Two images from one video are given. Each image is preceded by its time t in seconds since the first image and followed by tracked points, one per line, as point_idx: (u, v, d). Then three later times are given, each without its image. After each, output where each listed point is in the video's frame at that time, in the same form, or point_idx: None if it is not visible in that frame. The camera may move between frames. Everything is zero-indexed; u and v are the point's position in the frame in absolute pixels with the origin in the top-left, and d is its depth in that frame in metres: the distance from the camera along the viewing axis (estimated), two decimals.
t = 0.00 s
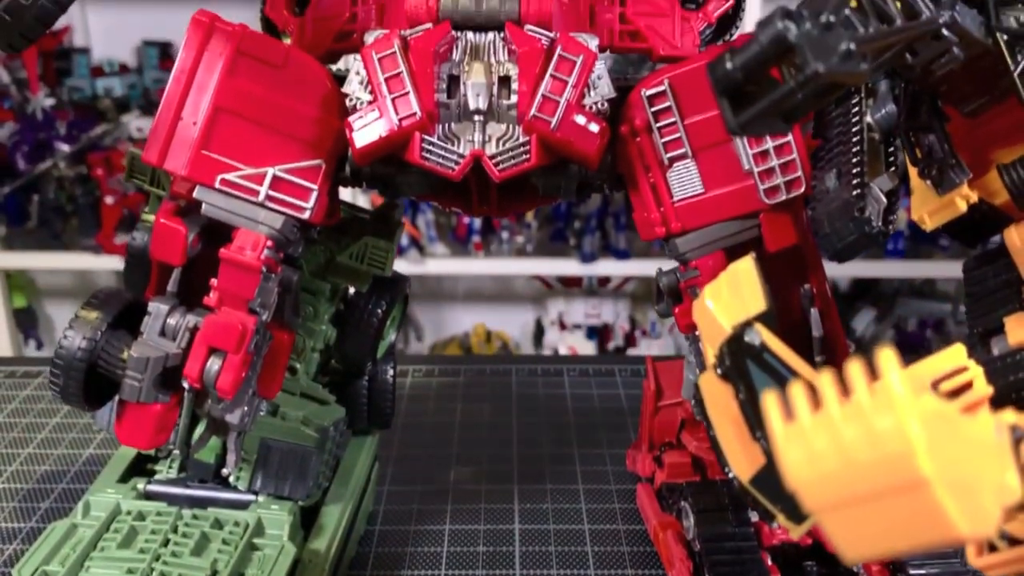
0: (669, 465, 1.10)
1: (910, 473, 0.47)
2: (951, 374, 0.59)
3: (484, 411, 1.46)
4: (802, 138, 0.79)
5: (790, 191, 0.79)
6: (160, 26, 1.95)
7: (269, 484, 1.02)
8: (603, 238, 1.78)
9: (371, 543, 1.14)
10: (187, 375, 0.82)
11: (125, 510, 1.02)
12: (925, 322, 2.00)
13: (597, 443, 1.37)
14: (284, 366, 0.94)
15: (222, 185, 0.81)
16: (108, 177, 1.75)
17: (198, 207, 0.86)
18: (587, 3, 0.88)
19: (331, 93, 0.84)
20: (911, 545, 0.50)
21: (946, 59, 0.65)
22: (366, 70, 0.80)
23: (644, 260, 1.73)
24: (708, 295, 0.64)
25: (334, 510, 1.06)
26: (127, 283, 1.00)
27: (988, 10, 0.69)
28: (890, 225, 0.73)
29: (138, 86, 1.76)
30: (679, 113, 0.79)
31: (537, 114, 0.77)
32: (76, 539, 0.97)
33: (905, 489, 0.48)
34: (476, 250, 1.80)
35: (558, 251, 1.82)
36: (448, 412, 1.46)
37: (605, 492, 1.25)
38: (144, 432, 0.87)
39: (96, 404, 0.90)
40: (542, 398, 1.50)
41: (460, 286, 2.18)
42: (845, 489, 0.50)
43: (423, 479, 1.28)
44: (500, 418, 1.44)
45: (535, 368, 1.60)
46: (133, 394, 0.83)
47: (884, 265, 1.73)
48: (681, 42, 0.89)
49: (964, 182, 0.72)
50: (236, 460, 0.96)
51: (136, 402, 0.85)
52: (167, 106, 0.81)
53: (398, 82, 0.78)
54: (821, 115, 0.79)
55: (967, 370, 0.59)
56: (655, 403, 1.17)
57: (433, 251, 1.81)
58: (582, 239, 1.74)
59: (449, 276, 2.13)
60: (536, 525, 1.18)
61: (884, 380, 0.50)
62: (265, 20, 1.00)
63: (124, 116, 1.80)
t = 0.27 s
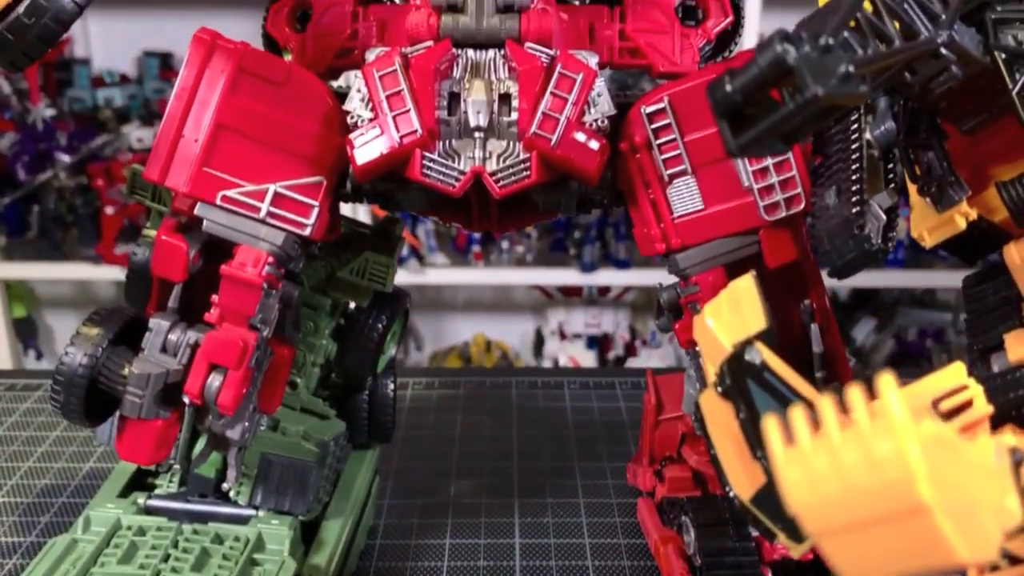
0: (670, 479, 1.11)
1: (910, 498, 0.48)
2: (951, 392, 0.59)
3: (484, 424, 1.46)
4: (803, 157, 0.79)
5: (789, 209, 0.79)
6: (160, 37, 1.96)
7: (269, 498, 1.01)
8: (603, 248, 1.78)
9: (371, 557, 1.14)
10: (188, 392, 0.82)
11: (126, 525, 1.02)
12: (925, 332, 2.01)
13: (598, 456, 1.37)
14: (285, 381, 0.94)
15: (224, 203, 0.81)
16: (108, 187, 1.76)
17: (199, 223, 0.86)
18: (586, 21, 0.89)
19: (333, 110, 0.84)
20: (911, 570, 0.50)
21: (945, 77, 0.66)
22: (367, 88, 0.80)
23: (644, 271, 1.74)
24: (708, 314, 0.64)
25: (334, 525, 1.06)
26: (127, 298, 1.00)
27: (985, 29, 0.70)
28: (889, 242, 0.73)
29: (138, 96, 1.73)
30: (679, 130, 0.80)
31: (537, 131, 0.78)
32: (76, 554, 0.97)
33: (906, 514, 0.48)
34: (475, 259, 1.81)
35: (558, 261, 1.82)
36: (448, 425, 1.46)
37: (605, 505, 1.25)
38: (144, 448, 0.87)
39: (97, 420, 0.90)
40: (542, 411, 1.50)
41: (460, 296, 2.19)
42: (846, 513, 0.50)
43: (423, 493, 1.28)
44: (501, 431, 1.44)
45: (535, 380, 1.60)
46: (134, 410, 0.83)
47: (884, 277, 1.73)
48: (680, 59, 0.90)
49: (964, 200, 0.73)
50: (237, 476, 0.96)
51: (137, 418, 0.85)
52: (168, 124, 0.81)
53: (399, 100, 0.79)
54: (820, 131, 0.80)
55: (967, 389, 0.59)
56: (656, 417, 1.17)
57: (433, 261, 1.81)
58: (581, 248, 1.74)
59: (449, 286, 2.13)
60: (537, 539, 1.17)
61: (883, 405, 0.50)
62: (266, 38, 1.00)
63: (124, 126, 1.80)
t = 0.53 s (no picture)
0: (670, 494, 1.11)
1: (911, 519, 0.48)
2: (950, 410, 0.60)
3: (484, 438, 1.46)
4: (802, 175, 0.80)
5: (789, 225, 0.79)
6: (161, 50, 1.96)
7: (269, 514, 1.01)
8: (603, 259, 1.79)
9: (371, 572, 1.14)
10: (190, 408, 0.81)
11: (126, 540, 1.01)
12: (925, 342, 2.01)
13: (598, 470, 1.37)
14: (285, 396, 0.94)
15: (225, 219, 0.82)
16: (108, 199, 1.75)
17: (200, 239, 0.86)
18: (586, 38, 0.90)
19: (334, 127, 0.85)
20: None
21: (944, 95, 0.66)
22: (369, 106, 0.81)
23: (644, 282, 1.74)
24: (708, 332, 0.65)
25: (335, 539, 1.05)
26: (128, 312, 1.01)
27: (982, 47, 0.71)
28: (888, 259, 0.73)
29: (138, 108, 1.76)
30: (678, 147, 0.80)
31: (537, 148, 0.78)
32: (75, 570, 0.97)
33: (906, 535, 0.48)
34: (475, 270, 1.81)
35: (559, 271, 1.83)
36: (448, 438, 1.46)
37: (606, 519, 1.25)
38: (144, 463, 0.87)
39: (98, 436, 0.90)
40: (543, 424, 1.50)
41: (460, 306, 2.19)
42: (845, 535, 0.50)
43: (424, 507, 1.28)
44: (501, 445, 1.44)
45: (535, 393, 1.61)
46: (134, 426, 0.83)
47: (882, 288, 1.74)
48: (680, 76, 0.90)
49: (963, 218, 0.75)
50: (237, 491, 0.95)
51: (138, 434, 0.85)
52: (169, 141, 0.81)
53: (400, 117, 0.79)
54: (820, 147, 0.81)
55: (966, 407, 0.60)
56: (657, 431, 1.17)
57: (433, 271, 1.82)
58: (581, 259, 1.75)
59: (449, 296, 2.14)
60: (537, 553, 1.17)
61: (883, 428, 0.51)
62: (267, 53, 1.01)
63: (124, 137, 1.80)
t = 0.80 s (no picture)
0: (671, 510, 1.06)
1: (908, 546, 0.49)
2: (948, 430, 0.60)
3: (484, 452, 1.46)
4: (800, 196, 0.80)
5: (788, 243, 0.80)
6: (162, 64, 1.97)
7: (269, 530, 1.00)
8: (603, 270, 1.79)
9: None
10: (190, 426, 0.82)
11: (126, 557, 1.01)
12: (925, 353, 2.01)
13: (598, 485, 1.37)
14: (285, 413, 0.94)
15: (227, 238, 0.82)
16: (108, 210, 1.76)
17: (201, 258, 0.87)
18: (585, 57, 0.91)
19: (335, 145, 0.85)
20: None
21: (940, 116, 0.67)
22: (369, 124, 0.81)
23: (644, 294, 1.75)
24: (707, 353, 0.65)
25: (334, 556, 1.05)
26: (128, 328, 1.01)
27: (979, 67, 0.72)
28: (886, 277, 0.73)
29: (139, 120, 1.75)
30: (677, 166, 0.81)
31: (537, 167, 0.78)
32: None
33: (904, 561, 0.49)
34: (475, 281, 1.82)
35: (558, 282, 1.83)
36: (448, 453, 1.46)
37: (606, 534, 1.25)
38: (144, 481, 0.87)
39: (98, 453, 0.90)
40: (543, 439, 1.50)
41: (461, 316, 2.19)
42: (843, 559, 0.51)
43: (424, 523, 1.28)
44: (501, 459, 1.44)
45: (535, 407, 1.61)
46: (135, 443, 0.83)
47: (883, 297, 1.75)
48: (678, 94, 0.91)
49: (960, 237, 0.73)
50: (238, 508, 0.96)
51: (139, 452, 0.85)
52: (172, 161, 0.82)
53: (400, 136, 0.80)
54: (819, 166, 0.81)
55: (965, 427, 0.60)
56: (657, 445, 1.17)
57: (432, 282, 1.83)
58: (581, 271, 1.75)
59: (450, 307, 2.14)
60: (537, 569, 1.17)
61: (880, 455, 0.52)
62: (269, 70, 1.01)
63: (125, 149, 1.81)
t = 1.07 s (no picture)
0: (669, 527, 1.05)
1: None
2: (943, 455, 0.61)
3: (484, 469, 1.46)
4: (796, 222, 0.80)
5: (785, 265, 0.80)
6: (164, 78, 1.98)
7: (269, 549, 1.01)
8: (603, 281, 1.80)
9: None
10: (189, 447, 0.82)
11: None
12: (925, 364, 2.01)
13: (597, 502, 1.37)
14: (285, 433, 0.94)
15: (227, 259, 0.82)
16: (108, 223, 1.76)
17: (201, 278, 0.87)
18: (584, 78, 0.91)
19: (335, 167, 0.86)
20: None
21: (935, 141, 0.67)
22: (369, 147, 0.82)
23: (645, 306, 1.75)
24: (704, 378, 0.66)
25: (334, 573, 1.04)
26: (129, 347, 1.01)
27: (975, 91, 0.72)
28: (883, 301, 0.73)
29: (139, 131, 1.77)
30: (675, 188, 0.81)
31: (535, 189, 0.79)
32: None
33: None
34: (475, 293, 1.82)
35: (558, 294, 1.84)
36: (447, 470, 1.46)
37: (605, 552, 1.25)
38: (144, 502, 0.87)
39: (98, 473, 0.90)
40: (543, 455, 1.50)
41: (460, 326, 2.19)
42: None
43: (423, 540, 1.27)
44: (500, 476, 1.44)
45: (534, 423, 1.61)
46: (135, 464, 0.83)
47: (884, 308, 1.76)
48: (677, 115, 0.91)
49: (956, 260, 0.74)
50: (237, 527, 0.95)
51: (139, 472, 0.85)
52: (172, 183, 0.82)
53: (400, 159, 0.80)
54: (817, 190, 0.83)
55: (962, 452, 0.61)
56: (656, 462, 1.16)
57: (432, 293, 1.84)
58: (581, 282, 1.75)
59: (450, 318, 2.14)
60: None
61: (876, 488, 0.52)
62: (269, 92, 1.02)
63: (125, 161, 1.83)
